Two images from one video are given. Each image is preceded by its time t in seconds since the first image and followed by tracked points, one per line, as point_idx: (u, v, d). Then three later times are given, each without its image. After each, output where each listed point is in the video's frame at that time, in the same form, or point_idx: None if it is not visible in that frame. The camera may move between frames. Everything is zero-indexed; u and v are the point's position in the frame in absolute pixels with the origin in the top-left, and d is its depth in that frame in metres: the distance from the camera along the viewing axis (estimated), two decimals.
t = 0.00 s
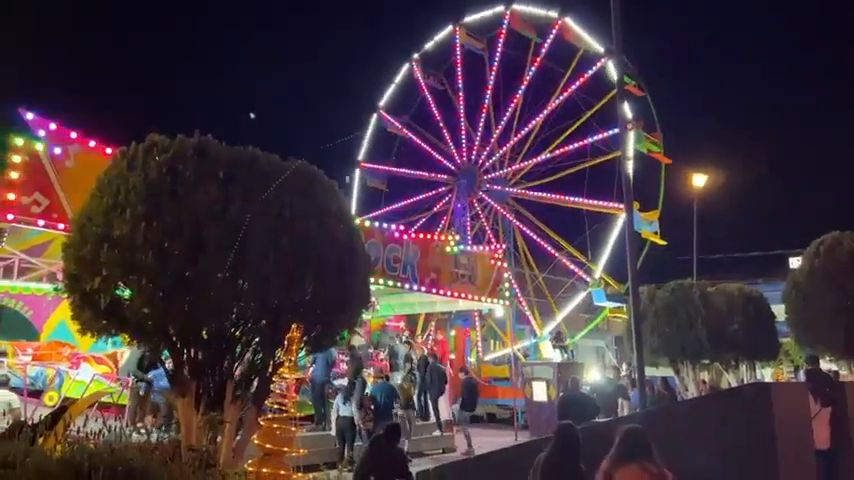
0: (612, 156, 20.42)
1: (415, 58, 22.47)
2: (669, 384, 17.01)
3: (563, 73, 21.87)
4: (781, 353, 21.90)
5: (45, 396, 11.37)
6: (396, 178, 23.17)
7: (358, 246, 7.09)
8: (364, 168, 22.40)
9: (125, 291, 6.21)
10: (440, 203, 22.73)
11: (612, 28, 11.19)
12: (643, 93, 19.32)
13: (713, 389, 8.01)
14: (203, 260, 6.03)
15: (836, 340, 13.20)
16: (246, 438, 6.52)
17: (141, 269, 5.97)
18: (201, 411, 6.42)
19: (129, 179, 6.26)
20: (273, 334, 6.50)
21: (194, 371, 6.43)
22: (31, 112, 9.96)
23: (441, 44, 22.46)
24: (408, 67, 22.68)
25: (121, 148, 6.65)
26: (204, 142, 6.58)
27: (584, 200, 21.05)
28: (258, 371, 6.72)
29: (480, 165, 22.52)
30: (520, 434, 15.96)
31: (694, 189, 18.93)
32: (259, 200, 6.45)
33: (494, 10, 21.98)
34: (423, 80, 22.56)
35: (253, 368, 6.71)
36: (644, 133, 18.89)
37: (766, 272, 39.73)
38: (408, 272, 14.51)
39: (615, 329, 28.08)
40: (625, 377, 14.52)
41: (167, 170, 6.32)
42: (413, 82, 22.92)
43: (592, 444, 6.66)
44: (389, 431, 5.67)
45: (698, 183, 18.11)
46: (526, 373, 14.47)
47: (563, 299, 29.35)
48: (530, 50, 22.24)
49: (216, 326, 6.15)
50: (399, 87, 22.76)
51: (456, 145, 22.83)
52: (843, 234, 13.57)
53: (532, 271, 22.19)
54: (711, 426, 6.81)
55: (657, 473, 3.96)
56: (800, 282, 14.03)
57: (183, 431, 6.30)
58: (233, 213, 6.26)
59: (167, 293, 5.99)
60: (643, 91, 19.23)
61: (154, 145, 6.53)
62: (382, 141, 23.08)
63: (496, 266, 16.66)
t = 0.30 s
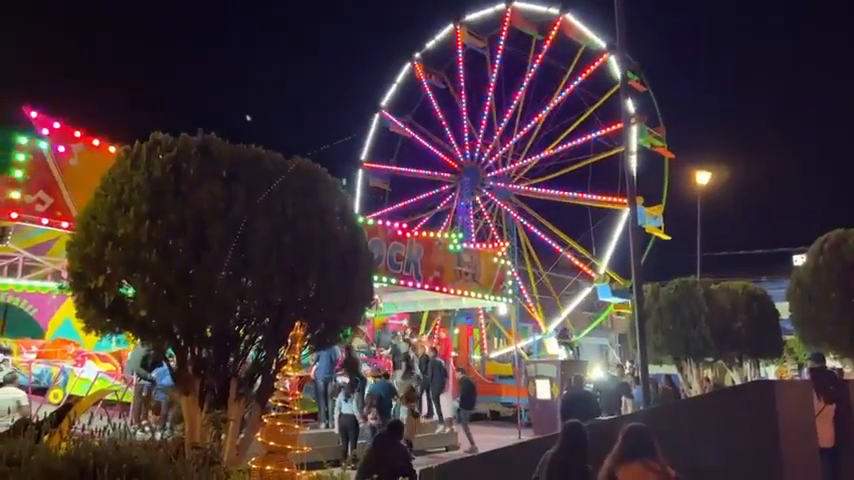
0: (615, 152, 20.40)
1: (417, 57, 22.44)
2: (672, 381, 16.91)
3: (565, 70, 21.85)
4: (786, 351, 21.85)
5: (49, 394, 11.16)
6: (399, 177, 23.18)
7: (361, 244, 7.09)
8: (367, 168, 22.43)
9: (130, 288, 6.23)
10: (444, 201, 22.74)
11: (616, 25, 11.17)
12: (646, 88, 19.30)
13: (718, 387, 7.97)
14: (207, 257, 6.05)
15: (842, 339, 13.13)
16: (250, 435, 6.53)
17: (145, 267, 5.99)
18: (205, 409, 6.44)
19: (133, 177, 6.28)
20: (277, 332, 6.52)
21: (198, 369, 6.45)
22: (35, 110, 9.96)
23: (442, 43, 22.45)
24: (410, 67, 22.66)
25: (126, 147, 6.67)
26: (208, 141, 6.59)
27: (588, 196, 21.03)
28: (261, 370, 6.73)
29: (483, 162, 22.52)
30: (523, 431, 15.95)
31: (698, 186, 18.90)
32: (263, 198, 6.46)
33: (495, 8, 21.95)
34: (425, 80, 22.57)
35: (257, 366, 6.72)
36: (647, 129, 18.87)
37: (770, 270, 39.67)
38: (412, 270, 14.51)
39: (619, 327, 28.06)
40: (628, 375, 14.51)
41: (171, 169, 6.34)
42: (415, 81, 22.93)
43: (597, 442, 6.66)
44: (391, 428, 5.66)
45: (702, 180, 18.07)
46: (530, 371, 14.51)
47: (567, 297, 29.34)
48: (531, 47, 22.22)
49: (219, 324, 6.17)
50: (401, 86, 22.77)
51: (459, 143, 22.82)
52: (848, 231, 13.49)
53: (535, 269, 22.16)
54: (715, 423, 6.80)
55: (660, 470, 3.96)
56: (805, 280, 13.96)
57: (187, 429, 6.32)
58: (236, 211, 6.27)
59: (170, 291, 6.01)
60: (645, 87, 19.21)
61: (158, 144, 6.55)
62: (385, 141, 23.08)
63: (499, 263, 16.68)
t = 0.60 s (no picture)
0: (617, 150, 20.38)
1: (418, 56, 22.43)
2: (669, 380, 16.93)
3: (566, 68, 21.82)
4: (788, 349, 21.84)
5: (53, 392, 11.33)
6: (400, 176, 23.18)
7: (363, 243, 7.10)
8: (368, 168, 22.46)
9: (133, 288, 6.25)
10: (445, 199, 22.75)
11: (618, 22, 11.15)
12: (647, 85, 19.27)
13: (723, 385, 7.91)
14: (209, 257, 6.07)
15: (847, 338, 13.06)
16: (252, 434, 6.55)
17: (147, 266, 5.99)
18: (207, 408, 6.43)
19: (135, 177, 6.27)
20: (279, 331, 6.52)
21: (200, 367, 6.47)
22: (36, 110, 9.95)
23: (442, 42, 22.44)
24: (411, 66, 22.66)
25: (127, 145, 6.67)
26: (209, 139, 6.59)
27: (590, 194, 21.01)
28: (263, 368, 6.74)
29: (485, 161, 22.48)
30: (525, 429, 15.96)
31: (700, 184, 18.87)
32: (264, 197, 6.47)
33: (496, 7, 21.92)
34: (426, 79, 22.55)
35: (259, 365, 6.73)
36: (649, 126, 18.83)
37: (772, 267, 39.70)
38: (413, 268, 14.49)
39: (621, 325, 28.02)
40: (628, 373, 14.56)
41: (173, 168, 6.33)
42: (416, 80, 22.92)
43: (600, 440, 6.65)
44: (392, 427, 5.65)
45: (704, 178, 18.03)
46: (531, 370, 14.46)
47: (569, 295, 29.31)
48: (532, 46, 22.18)
49: (221, 324, 6.18)
50: (402, 86, 22.78)
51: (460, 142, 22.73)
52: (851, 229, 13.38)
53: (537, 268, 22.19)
54: (717, 422, 6.84)
55: (664, 468, 3.96)
56: (809, 279, 13.88)
57: (190, 427, 6.32)
58: (238, 210, 6.28)
59: (173, 290, 6.02)
60: (646, 84, 19.18)
61: (159, 143, 6.54)
62: (386, 140, 23.08)
63: (500, 261, 16.68)
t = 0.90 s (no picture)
0: (619, 148, 20.37)
1: (419, 55, 22.43)
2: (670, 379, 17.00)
3: (568, 66, 21.82)
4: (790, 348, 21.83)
5: (55, 391, 11.21)
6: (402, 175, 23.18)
7: (365, 242, 7.10)
8: (370, 167, 22.46)
9: (135, 287, 6.26)
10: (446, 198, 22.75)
11: (619, 20, 11.15)
12: (649, 84, 19.26)
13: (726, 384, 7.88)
14: (212, 256, 6.07)
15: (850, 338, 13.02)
16: (254, 432, 6.55)
17: (149, 265, 5.99)
18: (209, 407, 6.42)
19: (138, 176, 6.27)
20: (281, 329, 6.53)
21: (202, 366, 6.48)
22: (38, 109, 9.97)
23: (444, 41, 22.45)
24: (412, 65, 22.67)
25: (129, 144, 6.67)
26: (211, 138, 6.59)
27: (593, 192, 21.00)
28: (265, 367, 6.75)
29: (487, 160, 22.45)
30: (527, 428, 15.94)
31: (702, 183, 18.86)
32: (266, 196, 6.47)
33: (497, 6, 21.91)
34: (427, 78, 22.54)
35: (260, 364, 6.73)
36: (651, 124, 18.82)
37: (774, 266, 39.69)
38: (415, 267, 14.50)
39: (623, 324, 28.00)
40: (628, 371, 14.61)
41: (175, 167, 6.34)
42: (417, 79, 22.93)
43: (602, 439, 6.64)
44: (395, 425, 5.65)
45: (706, 177, 18.01)
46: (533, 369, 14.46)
47: (571, 294, 29.30)
48: (534, 44, 22.17)
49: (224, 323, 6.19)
50: (403, 85, 22.79)
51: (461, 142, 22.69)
52: None
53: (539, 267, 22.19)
54: (719, 421, 6.83)
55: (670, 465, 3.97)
56: (812, 277, 13.85)
57: (192, 426, 6.33)
58: (239, 209, 6.29)
59: (175, 289, 6.03)
60: (649, 82, 19.17)
61: (161, 141, 6.53)
62: (387, 140, 23.07)
63: (502, 260, 16.66)
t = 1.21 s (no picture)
0: (621, 147, 20.36)
1: (421, 54, 22.44)
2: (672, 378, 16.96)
3: (570, 66, 21.82)
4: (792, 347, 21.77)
5: (58, 390, 11.33)
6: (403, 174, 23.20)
7: (367, 241, 7.09)
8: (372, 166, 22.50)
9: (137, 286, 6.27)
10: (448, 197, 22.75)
11: (621, 19, 11.13)
12: (651, 83, 19.24)
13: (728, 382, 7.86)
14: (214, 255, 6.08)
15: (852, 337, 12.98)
16: (256, 431, 6.57)
17: (152, 264, 6.00)
18: (212, 406, 6.45)
19: (140, 175, 6.28)
20: (284, 328, 6.53)
21: (205, 365, 6.49)
22: (42, 108, 9.98)
23: (446, 40, 22.46)
24: (414, 64, 22.69)
25: (131, 144, 6.68)
26: (213, 137, 6.59)
27: (594, 191, 20.98)
28: (268, 366, 6.76)
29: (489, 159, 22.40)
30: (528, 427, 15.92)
31: (704, 182, 18.83)
32: (269, 195, 6.47)
33: (499, 5, 21.91)
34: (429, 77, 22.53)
35: (263, 363, 6.75)
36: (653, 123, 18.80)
37: (776, 265, 39.63)
38: (417, 266, 14.50)
39: (625, 323, 27.98)
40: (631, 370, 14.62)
41: (177, 166, 6.34)
42: (419, 78, 22.94)
43: (604, 437, 6.63)
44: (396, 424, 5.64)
45: (708, 176, 17.98)
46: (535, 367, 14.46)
47: (573, 294, 29.29)
48: (536, 44, 22.16)
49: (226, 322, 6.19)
50: (405, 84, 22.81)
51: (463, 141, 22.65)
52: None
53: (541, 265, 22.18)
54: (721, 420, 6.80)
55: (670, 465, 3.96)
56: (815, 276, 13.80)
57: (194, 425, 6.35)
58: (242, 208, 6.29)
59: (178, 288, 6.04)
60: (651, 81, 19.16)
61: (164, 140, 6.53)
62: (389, 138, 23.08)
63: (504, 259, 16.63)
